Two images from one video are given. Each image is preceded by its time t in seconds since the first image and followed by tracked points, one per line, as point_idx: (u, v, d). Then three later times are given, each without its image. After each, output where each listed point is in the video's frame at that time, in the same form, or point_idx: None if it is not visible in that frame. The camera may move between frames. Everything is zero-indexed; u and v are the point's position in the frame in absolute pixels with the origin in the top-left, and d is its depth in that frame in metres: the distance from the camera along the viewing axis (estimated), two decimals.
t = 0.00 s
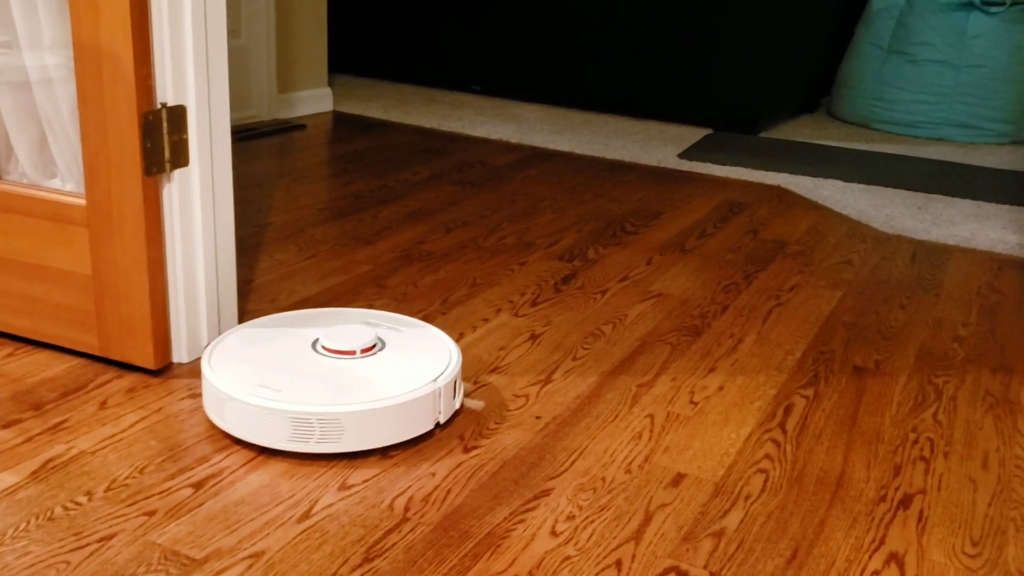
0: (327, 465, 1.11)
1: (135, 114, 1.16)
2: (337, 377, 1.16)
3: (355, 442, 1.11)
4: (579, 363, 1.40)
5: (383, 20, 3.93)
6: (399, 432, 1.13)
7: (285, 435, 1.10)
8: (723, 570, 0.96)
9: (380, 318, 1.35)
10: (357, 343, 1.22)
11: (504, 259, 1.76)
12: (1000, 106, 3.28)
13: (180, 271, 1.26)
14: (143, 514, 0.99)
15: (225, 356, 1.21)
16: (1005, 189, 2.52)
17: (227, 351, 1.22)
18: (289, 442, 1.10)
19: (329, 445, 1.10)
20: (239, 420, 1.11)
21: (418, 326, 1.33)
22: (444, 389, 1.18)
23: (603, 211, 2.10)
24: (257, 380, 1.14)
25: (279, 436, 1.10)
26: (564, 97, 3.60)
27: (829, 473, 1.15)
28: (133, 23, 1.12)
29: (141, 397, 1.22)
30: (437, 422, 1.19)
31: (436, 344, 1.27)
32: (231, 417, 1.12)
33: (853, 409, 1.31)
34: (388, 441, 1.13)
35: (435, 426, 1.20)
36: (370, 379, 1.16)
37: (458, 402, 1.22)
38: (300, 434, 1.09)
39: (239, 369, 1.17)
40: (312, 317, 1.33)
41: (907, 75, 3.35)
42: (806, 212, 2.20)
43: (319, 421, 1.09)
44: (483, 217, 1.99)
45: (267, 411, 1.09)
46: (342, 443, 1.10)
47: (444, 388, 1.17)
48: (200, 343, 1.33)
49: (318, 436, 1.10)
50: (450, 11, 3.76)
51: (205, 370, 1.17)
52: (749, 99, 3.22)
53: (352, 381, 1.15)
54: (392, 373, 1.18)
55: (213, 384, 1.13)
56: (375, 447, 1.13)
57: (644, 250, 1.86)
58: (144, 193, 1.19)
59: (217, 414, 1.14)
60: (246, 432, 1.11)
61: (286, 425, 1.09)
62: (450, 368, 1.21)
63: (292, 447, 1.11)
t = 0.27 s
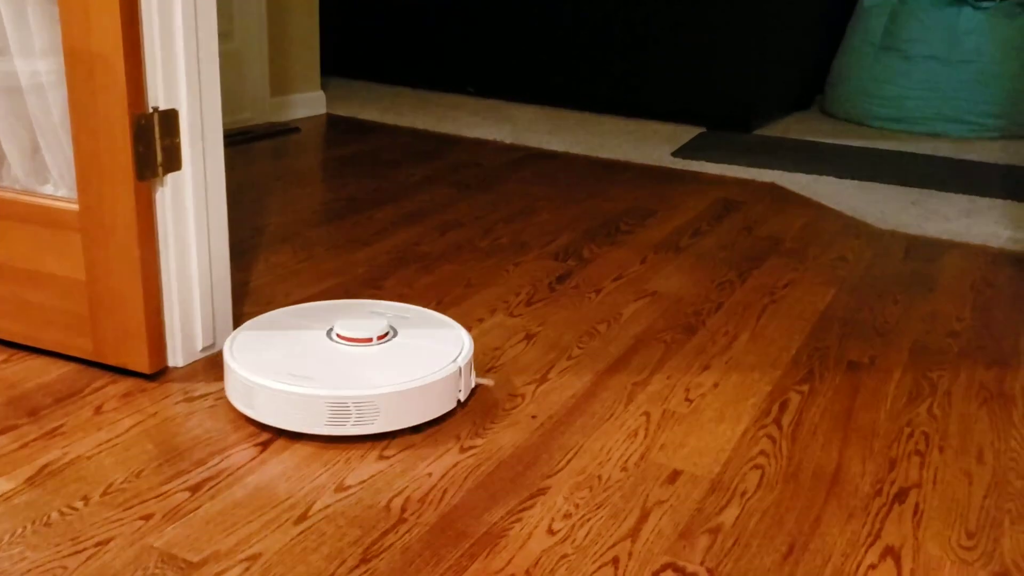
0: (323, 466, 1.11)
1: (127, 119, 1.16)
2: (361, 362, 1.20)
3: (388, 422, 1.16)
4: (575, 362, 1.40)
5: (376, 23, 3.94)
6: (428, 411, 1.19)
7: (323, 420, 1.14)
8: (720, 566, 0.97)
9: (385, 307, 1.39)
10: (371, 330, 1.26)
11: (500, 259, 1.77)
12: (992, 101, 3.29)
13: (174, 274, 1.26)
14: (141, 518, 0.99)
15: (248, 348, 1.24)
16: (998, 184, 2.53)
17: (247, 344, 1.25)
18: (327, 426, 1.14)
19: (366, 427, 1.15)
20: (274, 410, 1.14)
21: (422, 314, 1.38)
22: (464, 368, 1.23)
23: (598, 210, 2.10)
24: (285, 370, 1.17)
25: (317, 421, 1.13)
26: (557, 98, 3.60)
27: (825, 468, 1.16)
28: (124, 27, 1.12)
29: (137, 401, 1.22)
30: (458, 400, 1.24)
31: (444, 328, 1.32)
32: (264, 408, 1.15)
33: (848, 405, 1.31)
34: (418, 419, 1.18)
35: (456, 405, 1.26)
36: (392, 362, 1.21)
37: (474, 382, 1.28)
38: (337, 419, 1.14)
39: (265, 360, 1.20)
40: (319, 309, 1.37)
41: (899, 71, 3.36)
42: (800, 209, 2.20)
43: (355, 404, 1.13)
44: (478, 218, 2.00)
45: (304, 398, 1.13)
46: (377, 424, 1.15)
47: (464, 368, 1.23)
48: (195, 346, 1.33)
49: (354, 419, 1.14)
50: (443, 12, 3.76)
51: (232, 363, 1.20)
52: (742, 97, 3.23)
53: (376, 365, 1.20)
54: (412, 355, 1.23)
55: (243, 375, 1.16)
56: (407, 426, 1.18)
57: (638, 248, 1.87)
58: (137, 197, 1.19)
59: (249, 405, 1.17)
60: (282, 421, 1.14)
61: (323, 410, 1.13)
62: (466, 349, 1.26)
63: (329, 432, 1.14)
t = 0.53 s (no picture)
0: (316, 469, 1.10)
1: (114, 124, 1.16)
2: (373, 349, 1.25)
3: (406, 403, 1.21)
4: (567, 360, 1.40)
5: (362, 24, 3.93)
6: (441, 392, 1.24)
7: (345, 405, 1.18)
8: (714, 562, 0.97)
9: (382, 297, 1.44)
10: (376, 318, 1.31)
11: (490, 259, 1.77)
12: (979, 94, 3.30)
13: (164, 279, 1.26)
14: (133, 524, 0.99)
15: (261, 342, 1.27)
16: (986, 176, 2.55)
17: (260, 337, 1.29)
18: (350, 411, 1.19)
19: (386, 409, 1.20)
20: (296, 398, 1.19)
21: (418, 302, 1.43)
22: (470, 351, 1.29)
23: (588, 209, 2.10)
24: (302, 360, 1.21)
25: (340, 406, 1.18)
26: (545, 96, 3.60)
27: (817, 462, 1.16)
28: (109, 32, 1.12)
29: (128, 406, 1.22)
30: (466, 381, 1.30)
31: (444, 314, 1.38)
32: (286, 397, 1.19)
33: (840, 398, 1.31)
34: (432, 400, 1.24)
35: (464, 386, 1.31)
36: (402, 348, 1.26)
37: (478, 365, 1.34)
38: (359, 403, 1.18)
39: (281, 351, 1.24)
40: (321, 302, 1.41)
41: (885, 65, 3.38)
42: (789, 204, 2.21)
43: (376, 388, 1.18)
44: (467, 218, 2.00)
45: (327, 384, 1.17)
46: (396, 406, 1.20)
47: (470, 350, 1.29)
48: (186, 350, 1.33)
49: (375, 402, 1.19)
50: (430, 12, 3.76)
51: (249, 356, 1.23)
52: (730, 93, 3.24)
53: (388, 351, 1.25)
54: (420, 341, 1.28)
55: (264, 367, 1.20)
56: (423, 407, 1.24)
57: (628, 246, 1.87)
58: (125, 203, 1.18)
59: (269, 395, 1.21)
60: (304, 408, 1.19)
61: (346, 396, 1.18)
62: (469, 332, 1.32)
63: (352, 416, 1.19)
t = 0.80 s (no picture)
0: (298, 470, 1.10)
1: (90, 125, 1.14)
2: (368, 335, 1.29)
3: (404, 386, 1.25)
4: (549, 359, 1.40)
5: (342, 23, 3.91)
6: (436, 376, 1.28)
7: (345, 388, 1.22)
8: (697, 559, 0.97)
9: (372, 287, 1.47)
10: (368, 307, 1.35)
11: (471, 258, 1.76)
12: (956, 91, 3.32)
13: (143, 280, 1.25)
14: (113, 527, 0.98)
15: (259, 330, 1.30)
16: (963, 173, 2.57)
17: (257, 326, 1.31)
18: (350, 395, 1.22)
19: (385, 393, 1.24)
20: (297, 384, 1.22)
21: (406, 291, 1.47)
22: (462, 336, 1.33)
23: (569, 207, 2.11)
24: (301, 347, 1.25)
25: (340, 390, 1.22)
26: (526, 95, 3.60)
27: (798, 458, 1.17)
28: (84, 31, 1.11)
29: (107, 409, 1.21)
30: (459, 366, 1.34)
31: (433, 301, 1.42)
32: (287, 382, 1.22)
33: (821, 394, 1.32)
34: (428, 383, 1.28)
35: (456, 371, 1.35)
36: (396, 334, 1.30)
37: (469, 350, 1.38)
38: (359, 387, 1.22)
39: (279, 339, 1.27)
40: (311, 292, 1.44)
41: (862, 62, 3.40)
42: (769, 202, 2.22)
43: (376, 371, 1.22)
44: (449, 217, 1.99)
45: (328, 369, 1.20)
46: (395, 389, 1.24)
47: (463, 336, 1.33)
48: (165, 352, 1.32)
49: (374, 386, 1.23)
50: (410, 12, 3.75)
51: (248, 344, 1.26)
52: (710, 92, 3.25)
53: (383, 337, 1.28)
54: (413, 327, 1.32)
55: (263, 354, 1.23)
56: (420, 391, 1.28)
57: (610, 244, 1.87)
58: (102, 204, 1.17)
59: (269, 382, 1.23)
60: (304, 393, 1.22)
61: (347, 380, 1.21)
62: (460, 318, 1.36)
63: (352, 400, 1.23)
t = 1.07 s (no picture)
0: (281, 473, 1.09)
1: (71, 127, 1.14)
2: (364, 325, 1.33)
3: (400, 372, 1.29)
4: (534, 360, 1.40)
5: (326, 25, 3.91)
6: (431, 363, 1.32)
7: (344, 374, 1.26)
8: (681, 558, 0.97)
9: (366, 280, 1.51)
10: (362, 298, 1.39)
11: (456, 260, 1.76)
12: (938, 91, 3.34)
13: (125, 283, 1.25)
14: (96, 532, 0.97)
15: (258, 321, 1.34)
16: (945, 172, 2.59)
17: (255, 317, 1.35)
18: (348, 380, 1.26)
19: (382, 378, 1.28)
20: (296, 370, 1.25)
21: (398, 284, 1.51)
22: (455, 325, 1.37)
23: (554, 208, 2.11)
24: (300, 336, 1.28)
25: (339, 376, 1.25)
26: (510, 97, 3.61)
27: (782, 457, 1.17)
28: (63, 33, 1.10)
29: (89, 413, 1.20)
30: (453, 354, 1.38)
31: (426, 293, 1.46)
32: (287, 369, 1.26)
33: (804, 393, 1.33)
34: (423, 370, 1.32)
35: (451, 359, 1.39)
36: (391, 323, 1.34)
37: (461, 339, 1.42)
38: (357, 373, 1.26)
39: (278, 328, 1.31)
40: (307, 285, 1.48)
41: (845, 62, 3.42)
42: (752, 202, 2.23)
43: (373, 358, 1.26)
44: (433, 218, 1.99)
45: (327, 355, 1.24)
46: (391, 375, 1.28)
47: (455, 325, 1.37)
48: (148, 356, 1.31)
49: (372, 372, 1.27)
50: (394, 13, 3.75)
51: (249, 333, 1.30)
52: (694, 92, 3.26)
53: (378, 326, 1.32)
54: (407, 316, 1.36)
55: (263, 342, 1.27)
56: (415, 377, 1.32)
57: (594, 245, 1.88)
58: (83, 207, 1.17)
59: (270, 370, 1.27)
60: (304, 380, 1.26)
61: (345, 365, 1.25)
62: (452, 309, 1.40)
63: (350, 386, 1.27)
